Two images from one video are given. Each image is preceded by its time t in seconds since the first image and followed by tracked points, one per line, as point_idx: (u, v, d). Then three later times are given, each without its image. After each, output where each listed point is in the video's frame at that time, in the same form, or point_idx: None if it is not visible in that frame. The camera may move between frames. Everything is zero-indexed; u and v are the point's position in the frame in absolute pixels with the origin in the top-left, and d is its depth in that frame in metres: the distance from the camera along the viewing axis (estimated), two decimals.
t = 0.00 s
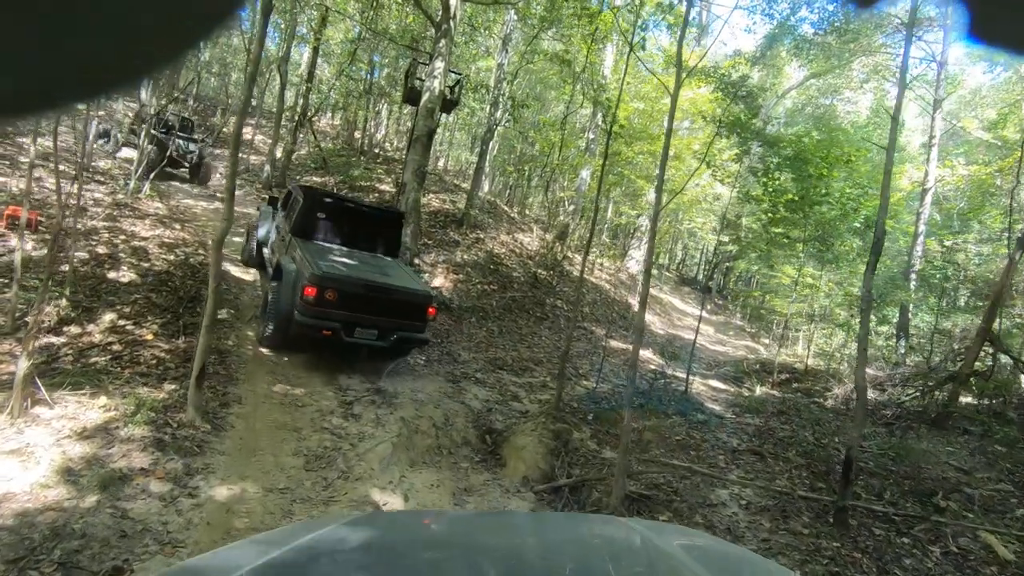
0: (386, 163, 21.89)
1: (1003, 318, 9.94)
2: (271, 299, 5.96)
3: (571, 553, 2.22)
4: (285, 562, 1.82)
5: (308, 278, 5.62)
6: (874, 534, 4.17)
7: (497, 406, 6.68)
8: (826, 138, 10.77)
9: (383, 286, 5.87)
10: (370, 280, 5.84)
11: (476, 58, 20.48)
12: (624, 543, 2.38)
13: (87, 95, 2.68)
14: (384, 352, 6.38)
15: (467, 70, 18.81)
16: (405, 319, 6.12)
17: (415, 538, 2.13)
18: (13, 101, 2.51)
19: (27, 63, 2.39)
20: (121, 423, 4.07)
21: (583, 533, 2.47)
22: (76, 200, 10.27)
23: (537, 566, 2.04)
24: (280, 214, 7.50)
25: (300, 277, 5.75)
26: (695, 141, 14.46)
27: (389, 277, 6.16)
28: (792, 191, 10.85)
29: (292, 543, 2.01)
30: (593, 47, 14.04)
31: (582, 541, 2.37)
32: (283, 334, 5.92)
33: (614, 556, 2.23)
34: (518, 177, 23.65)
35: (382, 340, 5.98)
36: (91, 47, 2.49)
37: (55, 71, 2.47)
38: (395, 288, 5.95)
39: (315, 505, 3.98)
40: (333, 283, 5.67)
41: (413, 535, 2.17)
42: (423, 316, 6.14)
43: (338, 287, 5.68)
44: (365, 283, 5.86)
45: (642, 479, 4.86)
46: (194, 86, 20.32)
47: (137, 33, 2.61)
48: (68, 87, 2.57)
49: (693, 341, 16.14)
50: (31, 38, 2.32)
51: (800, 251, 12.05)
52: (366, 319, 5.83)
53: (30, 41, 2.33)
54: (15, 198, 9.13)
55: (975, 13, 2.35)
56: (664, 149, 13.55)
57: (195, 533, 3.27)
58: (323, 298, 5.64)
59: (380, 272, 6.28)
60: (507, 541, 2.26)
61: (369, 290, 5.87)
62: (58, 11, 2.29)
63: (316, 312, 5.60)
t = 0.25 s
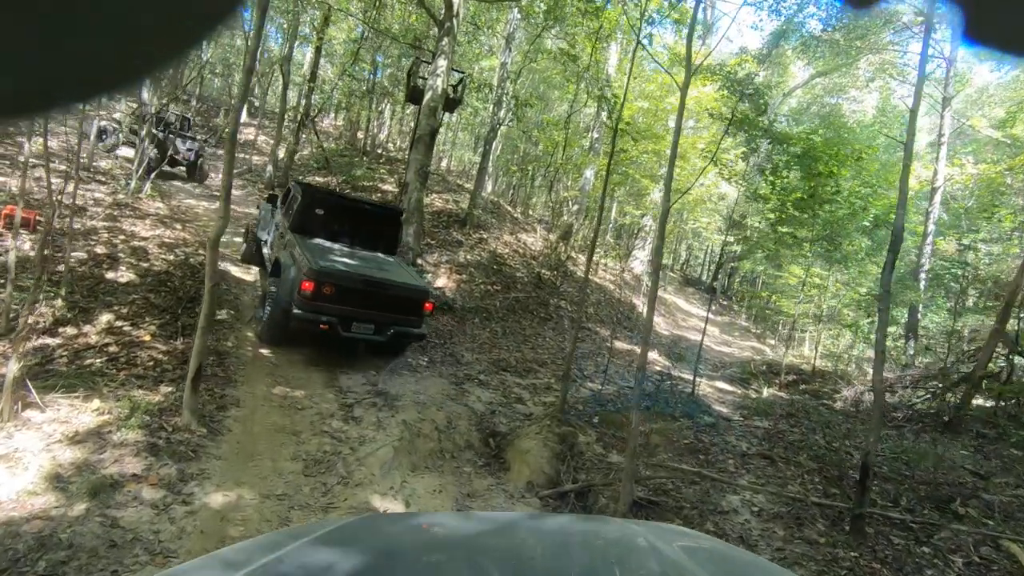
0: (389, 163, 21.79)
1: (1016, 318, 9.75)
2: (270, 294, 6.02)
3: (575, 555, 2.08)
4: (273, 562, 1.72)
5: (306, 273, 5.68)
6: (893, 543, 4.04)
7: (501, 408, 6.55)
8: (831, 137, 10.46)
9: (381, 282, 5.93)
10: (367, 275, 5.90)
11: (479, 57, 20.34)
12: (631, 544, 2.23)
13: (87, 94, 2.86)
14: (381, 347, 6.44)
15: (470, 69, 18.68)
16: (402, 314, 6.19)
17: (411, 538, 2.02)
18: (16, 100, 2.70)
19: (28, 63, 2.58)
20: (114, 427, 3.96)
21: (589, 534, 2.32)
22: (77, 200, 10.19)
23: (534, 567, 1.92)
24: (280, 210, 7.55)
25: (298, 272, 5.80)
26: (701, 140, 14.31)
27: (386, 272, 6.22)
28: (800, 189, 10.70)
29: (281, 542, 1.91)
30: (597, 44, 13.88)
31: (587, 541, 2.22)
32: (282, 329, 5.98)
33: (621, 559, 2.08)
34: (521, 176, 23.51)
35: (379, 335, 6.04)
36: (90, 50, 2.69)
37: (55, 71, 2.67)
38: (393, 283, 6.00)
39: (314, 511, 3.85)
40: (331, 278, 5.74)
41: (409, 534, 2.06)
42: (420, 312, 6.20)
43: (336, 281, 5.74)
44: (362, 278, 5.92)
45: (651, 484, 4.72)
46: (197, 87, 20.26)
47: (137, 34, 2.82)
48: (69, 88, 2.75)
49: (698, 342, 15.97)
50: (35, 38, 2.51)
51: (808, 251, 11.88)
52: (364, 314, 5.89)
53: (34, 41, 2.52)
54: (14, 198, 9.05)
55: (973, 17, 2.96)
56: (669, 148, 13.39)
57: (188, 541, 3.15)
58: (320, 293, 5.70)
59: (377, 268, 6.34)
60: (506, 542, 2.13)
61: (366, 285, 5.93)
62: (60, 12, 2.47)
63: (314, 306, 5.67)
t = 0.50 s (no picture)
0: (390, 162, 21.66)
1: None
2: (266, 291, 6.09)
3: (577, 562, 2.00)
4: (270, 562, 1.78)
5: (300, 269, 5.75)
6: (909, 551, 3.92)
7: (502, 410, 6.41)
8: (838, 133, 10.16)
9: (373, 277, 6.00)
10: (360, 271, 5.97)
11: (481, 57, 20.21)
12: (638, 550, 2.13)
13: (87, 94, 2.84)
14: (376, 341, 6.51)
15: (471, 68, 18.54)
16: (395, 309, 6.25)
17: (409, 542, 2.01)
18: (16, 100, 2.66)
19: (28, 63, 2.54)
20: (104, 431, 3.85)
21: (597, 540, 2.22)
22: (73, 199, 10.06)
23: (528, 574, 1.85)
24: (274, 208, 7.55)
25: (292, 268, 5.88)
26: (704, 138, 14.15)
27: (380, 268, 6.29)
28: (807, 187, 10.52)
29: (282, 543, 1.99)
30: (601, 42, 13.73)
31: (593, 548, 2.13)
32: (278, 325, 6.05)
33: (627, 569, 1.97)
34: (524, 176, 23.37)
35: (373, 330, 6.11)
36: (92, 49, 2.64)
37: (55, 71, 2.63)
38: (385, 278, 6.07)
39: (308, 518, 3.72)
40: (324, 274, 5.81)
41: (409, 537, 2.06)
42: (413, 307, 6.25)
43: (330, 277, 5.81)
44: (356, 274, 5.98)
45: (657, 490, 4.57)
46: (197, 86, 20.13)
47: (136, 34, 2.75)
48: (69, 87, 2.72)
49: (702, 343, 15.82)
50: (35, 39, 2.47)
51: (813, 251, 11.71)
52: (357, 308, 5.96)
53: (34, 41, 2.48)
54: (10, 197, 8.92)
55: (969, 19, 2.74)
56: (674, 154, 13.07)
57: (175, 550, 3.02)
58: (314, 288, 5.77)
59: (372, 263, 6.40)
60: (506, 548, 2.05)
61: (360, 281, 5.99)
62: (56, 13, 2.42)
63: (308, 302, 5.74)
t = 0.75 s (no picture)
0: (391, 161, 21.52)
1: None
2: (261, 286, 6.08)
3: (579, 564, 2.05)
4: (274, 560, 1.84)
5: (295, 264, 5.75)
6: (923, 560, 3.81)
7: (504, 411, 6.30)
8: (844, 131, 9.97)
9: (368, 272, 6.00)
10: (355, 266, 5.98)
11: (482, 56, 20.05)
12: (627, 550, 2.19)
13: (90, 97, 2.54)
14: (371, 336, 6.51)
15: (472, 66, 18.38)
16: (390, 304, 6.26)
17: (405, 541, 2.10)
18: (13, 102, 2.37)
19: (27, 63, 2.26)
20: (93, 435, 3.77)
21: (598, 543, 2.27)
22: (70, 199, 9.95)
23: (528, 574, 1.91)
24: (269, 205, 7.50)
25: (287, 263, 5.87)
26: (707, 137, 14.00)
27: (375, 263, 6.29)
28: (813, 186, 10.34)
29: (286, 542, 2.05)
30: (602, 40, 13.57)
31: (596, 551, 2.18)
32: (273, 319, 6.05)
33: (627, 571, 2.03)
34: (526, 176, 23.21)
35: (368, 324, 6.11)
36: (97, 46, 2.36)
37: (56, 71, 2.34)
38: (379, 273, 6.07)
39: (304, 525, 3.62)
40: (320, 269, 5.81)
41: (404, 537, 2.14)
42: (408, 301, 6.27)
43: (325, 272, 5.81)
44: (351, 270, 5.98)
45: (663, 495, 4.45)
46: (196, 85, 20.02)
47: (139, 33, 2.44)
48: (69, 89, 2.42)
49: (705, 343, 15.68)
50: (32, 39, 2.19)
51: (818, 250, 11.56)
52: (352, 303, 5.97)
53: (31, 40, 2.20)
54: (5, 196, 8.82)
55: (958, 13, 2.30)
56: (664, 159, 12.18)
57: (163, 559, 2.94)
58: (309, 283, 5.77)
59: (366, 258, 6.40)
60: (506, 550, 2.11)
61: (355, 276, 6.00)
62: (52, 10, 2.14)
63: (303, 296, 5.75)
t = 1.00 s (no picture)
0: (391, 161, 21.43)
1: None
2: (260, 280, 6.06)
3: (581, 561, 2.01)
4: (270, 560, 1.82)
5: (294, 257, 5.75)
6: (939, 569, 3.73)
7: (505, 413, 6.20)
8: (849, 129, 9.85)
9: (367, 265, 6.01)
10: (353, 259, 5.98)
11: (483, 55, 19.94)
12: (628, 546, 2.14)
13: (91, 99, 1.75)
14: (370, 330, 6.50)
15: (473, 66, 18.28)
16: (388, 298, 6.25)
17: (401, 539, 2.06)
18: None
19: None
20: (84, 439, 3.69)
21: (600, 540, 2.22)
22: (67, 198, 9.85)
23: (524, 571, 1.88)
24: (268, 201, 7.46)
25: (286, 256, 5.88)
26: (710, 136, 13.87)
27: (373, 257, 6.29)
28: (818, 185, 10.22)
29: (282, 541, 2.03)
30: (605, 39, 13.46)
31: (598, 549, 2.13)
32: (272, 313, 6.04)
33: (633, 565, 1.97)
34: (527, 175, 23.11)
35: (367, 318, 6.10)
36: (94, 27, 1.57)
37: (32, 63, 1.56)
38: (378, 266, 6.08)
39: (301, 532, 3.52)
40: (319, 262, 5.82)
41: (401, 535, 2.11)
42: (407, 295, 6.26)
43: (324, 265, 5.82)
44: (349, 263, 5.99)
45: (670, 501, 4.34)
46: (196, 85, 19.91)
47: None
48: (60, 89, 1.65)
49: (708, 343, 15.58)
50: None
51: (822, 250, 11.44)
52: (351, 296, 5.96)
53: None
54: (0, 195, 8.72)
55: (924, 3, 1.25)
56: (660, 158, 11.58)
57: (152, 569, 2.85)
58: (308, 276, 5.78)
59: (365, 252, 6.39)
60: (504, 549, 2.06)
61: (353, 269, 6.00)
62: None
63: (302, 288, 5.75)
